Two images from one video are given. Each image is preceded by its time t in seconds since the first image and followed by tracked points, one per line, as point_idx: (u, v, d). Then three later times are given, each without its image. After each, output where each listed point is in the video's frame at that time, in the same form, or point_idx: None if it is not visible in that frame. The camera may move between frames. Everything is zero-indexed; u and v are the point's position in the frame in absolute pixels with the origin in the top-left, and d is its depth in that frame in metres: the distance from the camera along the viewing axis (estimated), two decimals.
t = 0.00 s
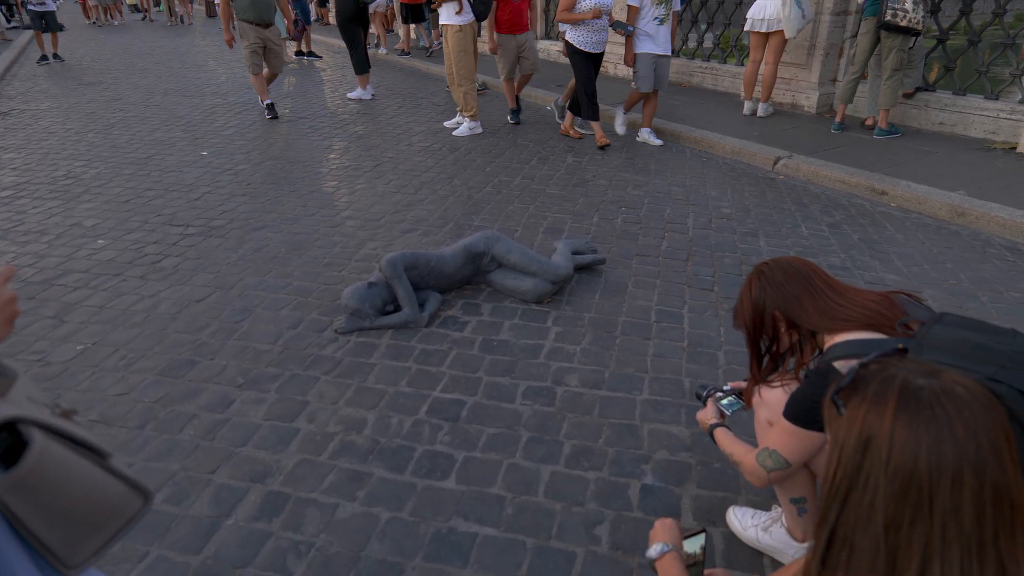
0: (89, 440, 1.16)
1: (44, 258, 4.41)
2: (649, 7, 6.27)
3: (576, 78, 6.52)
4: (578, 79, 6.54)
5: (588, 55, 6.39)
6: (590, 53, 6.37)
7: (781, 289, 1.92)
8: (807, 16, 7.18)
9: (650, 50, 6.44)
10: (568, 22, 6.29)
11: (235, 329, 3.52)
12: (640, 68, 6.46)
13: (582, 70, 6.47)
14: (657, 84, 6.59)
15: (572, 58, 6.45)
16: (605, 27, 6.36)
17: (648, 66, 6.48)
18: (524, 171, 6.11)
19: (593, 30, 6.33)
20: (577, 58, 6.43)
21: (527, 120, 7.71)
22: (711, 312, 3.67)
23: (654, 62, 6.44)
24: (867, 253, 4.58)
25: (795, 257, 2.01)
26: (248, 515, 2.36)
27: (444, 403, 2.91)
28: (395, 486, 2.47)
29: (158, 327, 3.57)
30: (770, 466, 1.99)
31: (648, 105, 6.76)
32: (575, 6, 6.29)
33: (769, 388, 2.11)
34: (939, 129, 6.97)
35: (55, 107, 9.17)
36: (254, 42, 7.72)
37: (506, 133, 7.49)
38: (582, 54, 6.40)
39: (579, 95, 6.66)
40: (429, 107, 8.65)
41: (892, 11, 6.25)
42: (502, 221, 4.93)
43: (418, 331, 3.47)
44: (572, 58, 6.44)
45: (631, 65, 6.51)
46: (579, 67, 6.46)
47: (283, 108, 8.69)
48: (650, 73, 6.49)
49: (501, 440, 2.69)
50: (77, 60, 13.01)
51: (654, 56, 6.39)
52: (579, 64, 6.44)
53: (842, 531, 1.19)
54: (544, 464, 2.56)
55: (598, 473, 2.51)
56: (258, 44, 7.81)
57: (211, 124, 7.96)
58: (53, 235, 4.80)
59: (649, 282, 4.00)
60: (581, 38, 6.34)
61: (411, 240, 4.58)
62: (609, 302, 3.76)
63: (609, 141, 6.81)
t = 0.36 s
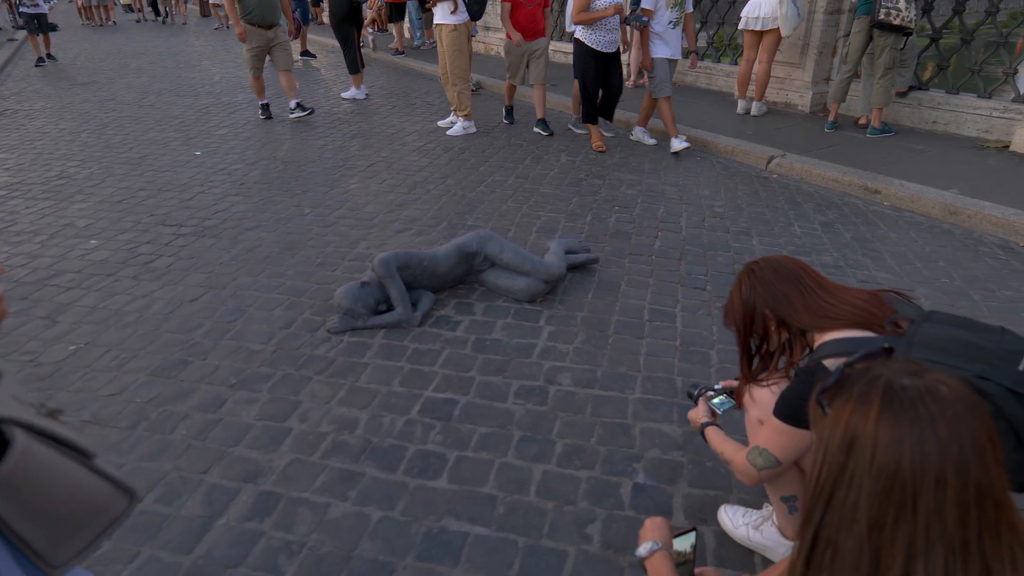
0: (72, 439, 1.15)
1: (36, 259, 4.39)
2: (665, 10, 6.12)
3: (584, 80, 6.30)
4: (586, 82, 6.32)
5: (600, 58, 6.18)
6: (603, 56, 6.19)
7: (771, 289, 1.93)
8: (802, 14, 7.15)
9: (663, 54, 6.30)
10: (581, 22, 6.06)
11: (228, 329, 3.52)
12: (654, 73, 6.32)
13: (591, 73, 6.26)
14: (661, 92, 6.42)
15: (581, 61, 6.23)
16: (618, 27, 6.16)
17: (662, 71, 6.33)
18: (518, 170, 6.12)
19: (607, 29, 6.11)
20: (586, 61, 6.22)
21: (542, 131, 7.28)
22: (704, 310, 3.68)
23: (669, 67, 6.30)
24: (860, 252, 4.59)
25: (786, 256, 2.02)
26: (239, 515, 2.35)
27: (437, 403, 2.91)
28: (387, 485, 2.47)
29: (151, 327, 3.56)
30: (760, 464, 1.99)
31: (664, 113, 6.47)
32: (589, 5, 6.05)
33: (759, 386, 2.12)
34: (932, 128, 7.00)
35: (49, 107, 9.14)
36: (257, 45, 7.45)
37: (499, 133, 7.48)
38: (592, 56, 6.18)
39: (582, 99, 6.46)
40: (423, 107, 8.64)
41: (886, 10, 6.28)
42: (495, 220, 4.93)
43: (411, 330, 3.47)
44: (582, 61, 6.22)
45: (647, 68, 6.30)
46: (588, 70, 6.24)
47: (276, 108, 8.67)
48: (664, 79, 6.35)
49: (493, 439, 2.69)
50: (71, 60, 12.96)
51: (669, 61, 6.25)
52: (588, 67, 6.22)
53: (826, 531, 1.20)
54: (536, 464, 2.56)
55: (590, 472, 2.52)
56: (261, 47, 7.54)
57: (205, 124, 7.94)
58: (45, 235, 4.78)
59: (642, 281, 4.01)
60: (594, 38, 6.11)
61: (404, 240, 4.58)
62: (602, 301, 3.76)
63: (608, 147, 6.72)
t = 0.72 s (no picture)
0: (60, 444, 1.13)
1: (30, 260, 4.37)
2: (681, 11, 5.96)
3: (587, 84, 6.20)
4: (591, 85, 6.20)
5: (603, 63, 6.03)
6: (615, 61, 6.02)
7: (764, 289, 1.93)
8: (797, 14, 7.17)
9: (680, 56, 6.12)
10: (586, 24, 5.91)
11: (222, 330, 3.51)
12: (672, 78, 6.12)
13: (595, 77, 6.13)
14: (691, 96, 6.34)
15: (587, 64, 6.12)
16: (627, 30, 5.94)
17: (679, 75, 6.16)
18: (513, 171, 6.12)
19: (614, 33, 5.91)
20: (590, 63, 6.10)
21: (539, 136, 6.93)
22: (698, 311, 3.69)
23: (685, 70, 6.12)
24: (854, 252, 4.60)
25: (778, 257, 2.02)
26: (233, 517, 2.34)
27: (431, 404, 2.90)
28: (380, 487, 2.46)
29: (145, 328, 3.54)
30: (754, 466, 1.99)
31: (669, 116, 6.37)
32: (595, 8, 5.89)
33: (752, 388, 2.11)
34: (926, 127, 7.02)
35: (42, 107, 9.10)
36: (275, 48, 7.27)
37: (494, 133, 7.48)
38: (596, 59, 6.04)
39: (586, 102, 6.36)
40: (418, 107, 8.64)
41: (880, 10, 6.29)
42: (489, 221, 4.93)
43: (406, 331, 3.47)
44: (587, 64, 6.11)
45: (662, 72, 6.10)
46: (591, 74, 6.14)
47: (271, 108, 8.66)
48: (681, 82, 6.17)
49: (487, 440, 2.69)
50: (65, 61, 12.92)
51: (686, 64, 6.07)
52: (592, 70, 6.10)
53: (820, 534, 1.20)
54: (530, 465, 2.56)
55: (585, 473, 2.52)
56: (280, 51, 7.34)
57: (199, 124, 7.92)
58: (39, 236, 4.76)
59: (637, 281, 4.01)
60: (599, 41, 5.95)
61: (399, 240, 4.57)
62: (597, 301, 3.76)
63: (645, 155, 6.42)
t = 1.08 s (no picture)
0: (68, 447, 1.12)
1: (29, 260, 4.37)
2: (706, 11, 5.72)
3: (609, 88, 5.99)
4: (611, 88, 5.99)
5: (625, 66, 5.84)
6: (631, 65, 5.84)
7: (767, 290, 1.93)
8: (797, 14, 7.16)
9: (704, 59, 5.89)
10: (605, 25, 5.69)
11: (223, 330, 3.50)
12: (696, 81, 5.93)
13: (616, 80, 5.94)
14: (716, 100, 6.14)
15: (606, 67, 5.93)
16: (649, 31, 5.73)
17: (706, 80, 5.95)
18: (513, 171, 6.12)
19: (635, 33, 5.69)
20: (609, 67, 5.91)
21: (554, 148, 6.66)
22: (699, 311, 3.69)
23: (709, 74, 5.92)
24: (855, 253, 4.60)
25: (781, 257, 2.02)
26: (235, 518, 2.34)
27: (433, 404, 2.90)
28: (383, 488, 2.46)
29: (146, 329, 3.54)
30: (758, 467, 1.98)
31: (673, 115, 6.36)
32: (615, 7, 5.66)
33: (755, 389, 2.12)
34: (926, 128, 7.02)
35: (41, 107, 9.10)
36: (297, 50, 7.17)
37: (494, 133, 7.48)
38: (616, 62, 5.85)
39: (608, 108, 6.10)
40: (418, 107, 8.64)
41: (879, 9, 6.29)
42: (489, 221, 4.93)
43: (407, 332, 3.46)
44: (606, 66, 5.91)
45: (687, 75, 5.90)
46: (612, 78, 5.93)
47: (270, 108, 8.65)
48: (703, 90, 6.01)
49: (489, 441, 2.68)
50: (64, 61, 12.91)
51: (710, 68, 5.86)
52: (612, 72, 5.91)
53: (839, 442, 1.08)
54: (532, 466, 2.55)
55: (588, 474, 2.51)
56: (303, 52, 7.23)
57: (199, 124, 7.92)
58: (39, 237, 4.74)
59: (638, 282, 4.01)
60: (618, 43, 5.77)
61: (399, 240, 4.56)
62: (598, 302, 3.76)
63: (645, 163, 6.25)
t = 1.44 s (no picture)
0: (81, 449, 1.13)
1: (33, 260, 4.37)
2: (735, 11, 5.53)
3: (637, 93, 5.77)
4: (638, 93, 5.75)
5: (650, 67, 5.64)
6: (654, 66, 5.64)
7: (773, 290, 1.93)
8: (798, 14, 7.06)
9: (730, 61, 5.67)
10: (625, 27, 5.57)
11: (227, 330, 3.51)
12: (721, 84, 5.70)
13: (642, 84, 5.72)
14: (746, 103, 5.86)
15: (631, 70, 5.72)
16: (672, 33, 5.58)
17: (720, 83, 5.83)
18: (516, 171, 6.12)
19: (658, 36, 5.54)
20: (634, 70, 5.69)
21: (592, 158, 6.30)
22: (703, 311, 3.68)
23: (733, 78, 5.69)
24: (858, 253, 4.59)
25: (786, 258, 2.02)
26: (240, 518, 2.34)
27: (438, 405, 2.90)
28: (388, 488, 2.46)
29: (150, 329, 3.54)
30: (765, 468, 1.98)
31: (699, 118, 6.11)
32: (635, 10, 5.58)
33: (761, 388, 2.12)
34: (929, 127, 7.01)
35: (44, 107, 9.12)
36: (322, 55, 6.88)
37: (496, 133, 7.48)
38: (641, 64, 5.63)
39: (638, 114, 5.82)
40: (420, 107, 8.64)
41: (880, 10, 6.29)
42: (492, 221, 4.92)
43: (411, 332, 3.46)
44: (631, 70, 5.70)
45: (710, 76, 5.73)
46: (637, 80, 5.72)
47: (272, 108, 8.66)
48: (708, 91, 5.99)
49: (494, 442, 2.68)
50: (66, 61, 12.93)
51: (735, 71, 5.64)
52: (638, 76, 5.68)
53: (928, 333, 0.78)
54: (537, 466, 2.55)
55: (592, 475, 2.51)
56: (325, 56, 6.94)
57: (201, 124, 7.92)
58: (42, 237, 4.75)
59: (641, 282, 4.01)
60: (643, 45, 5.56)
61: (402, 241, 4.56)
62: (602, 302, 3.76)
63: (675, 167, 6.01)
